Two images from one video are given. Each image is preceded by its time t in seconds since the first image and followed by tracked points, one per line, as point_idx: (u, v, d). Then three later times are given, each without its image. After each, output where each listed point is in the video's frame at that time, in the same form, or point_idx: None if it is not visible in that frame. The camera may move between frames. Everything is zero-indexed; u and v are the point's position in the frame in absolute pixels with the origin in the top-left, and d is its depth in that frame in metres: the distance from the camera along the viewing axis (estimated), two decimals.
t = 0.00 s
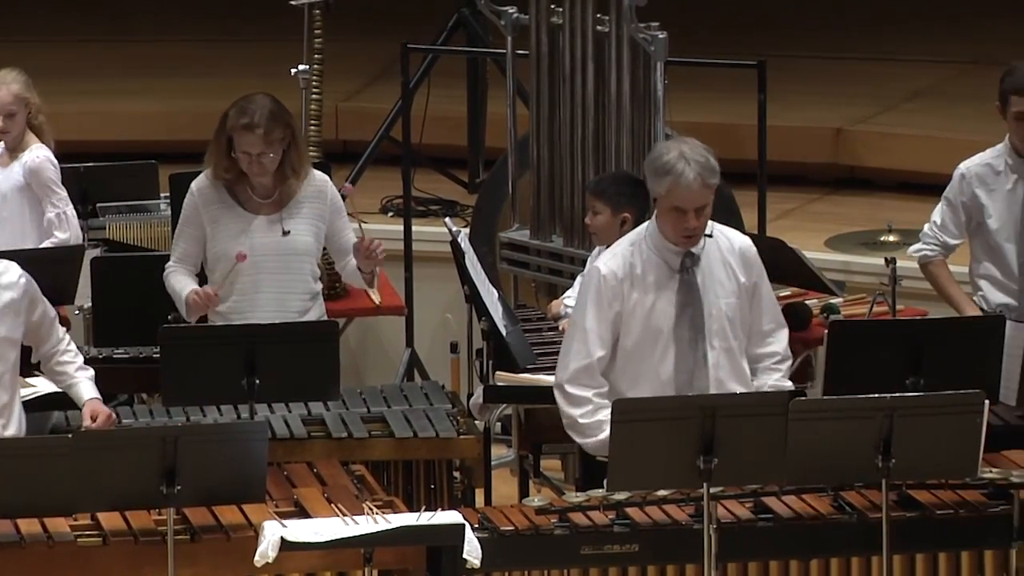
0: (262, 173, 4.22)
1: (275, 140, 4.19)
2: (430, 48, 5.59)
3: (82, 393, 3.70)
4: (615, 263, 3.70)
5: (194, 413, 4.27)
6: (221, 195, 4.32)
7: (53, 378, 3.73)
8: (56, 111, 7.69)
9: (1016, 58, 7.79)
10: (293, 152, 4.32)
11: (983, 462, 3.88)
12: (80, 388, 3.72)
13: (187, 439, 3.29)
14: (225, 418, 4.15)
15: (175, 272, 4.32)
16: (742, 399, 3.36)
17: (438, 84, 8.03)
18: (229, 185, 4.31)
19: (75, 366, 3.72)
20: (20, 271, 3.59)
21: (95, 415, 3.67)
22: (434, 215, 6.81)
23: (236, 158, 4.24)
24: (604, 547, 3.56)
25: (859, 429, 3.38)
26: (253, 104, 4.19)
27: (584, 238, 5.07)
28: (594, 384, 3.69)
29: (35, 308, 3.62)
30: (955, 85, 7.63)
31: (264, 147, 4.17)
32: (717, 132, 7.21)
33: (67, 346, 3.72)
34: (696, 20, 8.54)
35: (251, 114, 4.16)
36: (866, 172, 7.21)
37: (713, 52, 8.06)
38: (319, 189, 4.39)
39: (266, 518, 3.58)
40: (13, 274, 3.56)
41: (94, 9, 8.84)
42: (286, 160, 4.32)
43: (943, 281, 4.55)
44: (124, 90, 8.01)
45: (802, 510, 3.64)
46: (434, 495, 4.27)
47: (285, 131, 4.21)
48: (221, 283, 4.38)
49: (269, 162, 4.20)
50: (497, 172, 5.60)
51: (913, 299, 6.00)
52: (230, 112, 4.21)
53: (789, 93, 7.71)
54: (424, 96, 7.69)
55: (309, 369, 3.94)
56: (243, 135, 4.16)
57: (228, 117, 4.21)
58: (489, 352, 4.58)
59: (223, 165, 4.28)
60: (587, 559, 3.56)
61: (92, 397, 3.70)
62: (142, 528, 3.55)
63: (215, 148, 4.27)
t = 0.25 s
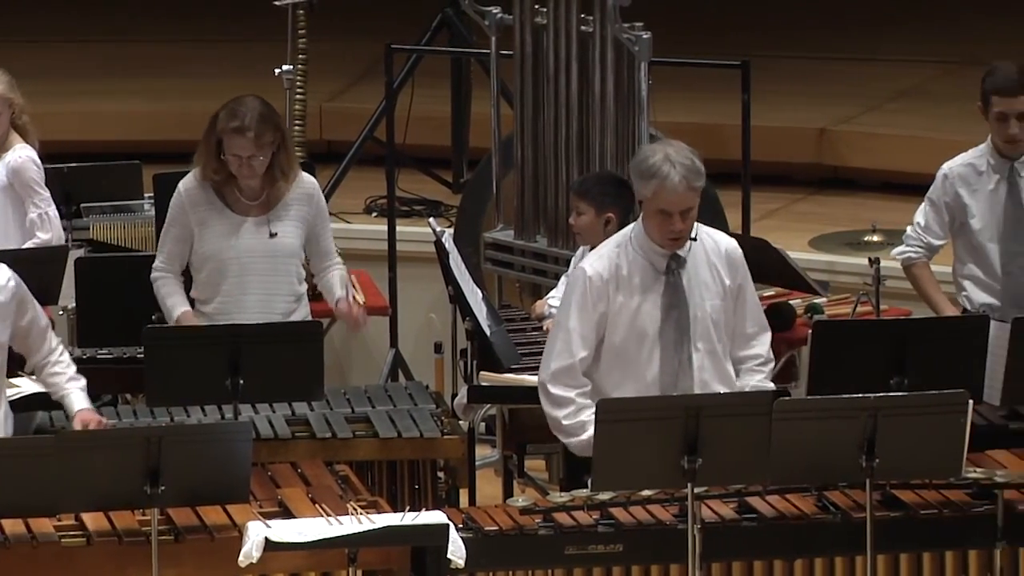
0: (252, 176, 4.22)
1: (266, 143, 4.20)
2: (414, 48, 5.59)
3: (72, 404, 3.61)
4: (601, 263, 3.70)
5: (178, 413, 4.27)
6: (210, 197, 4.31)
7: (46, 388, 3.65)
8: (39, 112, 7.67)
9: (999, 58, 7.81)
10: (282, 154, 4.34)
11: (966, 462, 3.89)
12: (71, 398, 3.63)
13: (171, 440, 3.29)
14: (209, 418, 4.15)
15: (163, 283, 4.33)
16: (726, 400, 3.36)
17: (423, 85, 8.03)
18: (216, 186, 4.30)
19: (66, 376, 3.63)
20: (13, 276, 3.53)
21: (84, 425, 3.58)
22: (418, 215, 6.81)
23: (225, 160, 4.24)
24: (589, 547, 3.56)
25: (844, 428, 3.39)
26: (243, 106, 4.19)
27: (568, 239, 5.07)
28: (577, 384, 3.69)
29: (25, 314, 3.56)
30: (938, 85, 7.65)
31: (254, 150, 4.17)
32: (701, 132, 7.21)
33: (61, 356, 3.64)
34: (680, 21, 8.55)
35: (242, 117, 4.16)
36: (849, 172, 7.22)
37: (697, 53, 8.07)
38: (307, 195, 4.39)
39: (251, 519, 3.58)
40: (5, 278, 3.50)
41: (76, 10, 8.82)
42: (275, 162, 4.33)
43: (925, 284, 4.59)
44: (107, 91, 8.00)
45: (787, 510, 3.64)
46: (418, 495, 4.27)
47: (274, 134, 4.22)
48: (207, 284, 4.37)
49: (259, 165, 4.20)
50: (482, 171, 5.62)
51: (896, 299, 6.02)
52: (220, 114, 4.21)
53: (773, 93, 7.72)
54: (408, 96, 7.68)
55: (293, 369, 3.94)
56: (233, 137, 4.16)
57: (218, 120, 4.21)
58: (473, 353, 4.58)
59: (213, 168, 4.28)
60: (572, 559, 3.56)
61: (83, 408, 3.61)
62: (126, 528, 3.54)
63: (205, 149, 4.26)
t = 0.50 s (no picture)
0: (242, 178, 4.21)
1: (255, 144, 4.18)
2: (399, 48, 5.58)
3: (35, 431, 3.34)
4: (610, 265, 3.72)
5: (162, 414, 4.26)
6: (200, 198, 4.30)
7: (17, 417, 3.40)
8: (23, 113, 7.65)
9: (983, 58, 7.83)
10: (272, 155, 4.32)
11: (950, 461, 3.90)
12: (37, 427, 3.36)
13: (156, 441, 3.29)
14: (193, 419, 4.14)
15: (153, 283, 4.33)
16: (711, 400, 3.37)
17: (408, 85, 8.03)
18: (206, 187, 4.29)
19: (36, 405, 3.37)
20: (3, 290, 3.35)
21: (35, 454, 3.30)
22: (403, 215, 6.80)
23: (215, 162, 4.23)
24: (573, 547, 3.56)
25: (828, 428, 3.38)
26: (232, 108, 4.17)
27: (553, 238, 5.07)
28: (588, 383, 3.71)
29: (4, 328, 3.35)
30: (922, 85, 7.67)
31: (244, 151, 4.15)
32: (686, 133, 7.22)
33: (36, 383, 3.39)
34: (665, 22, 8.56)
35: (232, 119, 4.13)
36: (834, 172, 7.23)
37: (683, 53, 8.08)
38: (296, 196, 4.40)
39: (236, 519, 3.57)
40: None
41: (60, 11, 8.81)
42: (265, 163, 4.32)
43: (911, 284, 4.63)
44: (91, 92, 7.98)
45: (771, 511, 3.65)
46: (403, 495, 4.26)
47: (264, 134, 4.20)
48: (199, 284, 4.36)
49: (249, 166, 4.18)
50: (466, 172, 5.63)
51: (881, 299, 6.03)
52: (210, 116, 4.19)
53: (758, 93, 7.73)
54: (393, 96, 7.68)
55: (278, 370, 3.94)
56: (224, 139, 4.14)
57: (208, 121, 4.19)
58: (458, 352, 4.58)
59: (202, 169, 4.27)
60: (556, 559, 3.56)
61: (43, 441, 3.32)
62: (111, 528, 3.54)
63: (194, 150, 4.25)
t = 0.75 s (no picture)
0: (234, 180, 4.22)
1: (247, 146, 4.20)
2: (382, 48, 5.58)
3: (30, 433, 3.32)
4: (642, 262, 3.62)
5: (145, 414, 4.26)
6: (188, 201, 4.30)
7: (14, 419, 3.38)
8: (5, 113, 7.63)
9: (966, 58, 7.84)
10: (261, 155, 4.34)
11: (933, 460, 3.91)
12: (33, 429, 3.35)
13: (139, 441, 3.28)
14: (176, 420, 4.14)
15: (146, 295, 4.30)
16: (694, 401, 3.37)
17: (390, 85, 8.02)
18: (194, 191, 4.29)
19: (32, 407, 3.36)
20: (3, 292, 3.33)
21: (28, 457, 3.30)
22: (386, 216, 6.80)
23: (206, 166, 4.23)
24: (556, 547, 3.56)
25: (811, 428, 3.39)
26: (222, 111, 4.19)
27: (535, 239, 5.08)
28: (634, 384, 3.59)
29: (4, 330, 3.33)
30: (905, 86, 7.69)
31: (237, 154, 4.17)
32: (668, 133, 7.22)
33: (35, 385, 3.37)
34: (648, 23, 8.56)
35: (225, 123, 4.15)
36: (817, 173, 7.25)
37: (666, 54, 8.08)
38: (281, 196, 4.40)
39: (219, 520, 3.57)
40: None
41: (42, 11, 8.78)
42: (254, 163, 4.33)
43: (894, 283, 4.62)
44: (73, 92, 7.96)
45: (754, 511, 3.65)
46: (386, 495, 4.26)
47: (254, 136, 4.23)
48: (189, 286, 4.35)
49: (242, 169, 4.20)
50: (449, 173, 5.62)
51: (863, 299, 6.04)
52: (200, 119, 4.20)
53: (740, 93, 7.74)
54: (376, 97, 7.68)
55: (261, 370, 3.93)
56: (216, 143, 4.15)
57: (199, 125, 4.20)
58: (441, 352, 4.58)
59: (192, 174, 4.26)
60: (539, 560, 3.56)
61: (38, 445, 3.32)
62: (94, 529, 3.53)
63: (183, 153, 4.25)
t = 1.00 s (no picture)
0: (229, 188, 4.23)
1: (245, 155, 4.21)
2: (366, 48, 5.58)
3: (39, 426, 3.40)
4: (662, 263, 3.64)
5: (130, 415, 4.25)
6: (183, 205, 4.32)
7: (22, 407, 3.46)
8: None
9: (951, 59, 7.86)
10: (256, 162, 4.34)
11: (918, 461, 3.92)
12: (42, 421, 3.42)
13: (123, 440, 3.28)
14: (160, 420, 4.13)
15: (137, 298, 4.28)
16: (678, 401, 3.37)
17: (374, 86, 8.02)
18: (189, 197, 4.31)
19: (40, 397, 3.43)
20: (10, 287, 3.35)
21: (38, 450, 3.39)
22: (370, 216, 6.79)
23: (203, 175, 4.24)
24: (541, 548, 3.56)
25: (795, 429, 3.38)
26: (220, 120, 4.19)
27: (520, 239, 5.09)
28: (661, 385, 3.59)
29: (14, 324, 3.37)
30: (889, 86, 7.70)
31: (235, 164, 4.17)
32: (653, 133, 7.22)
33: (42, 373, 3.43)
34: (632, 23, 8.57)
35: (223, 133, 4.15)
36: (802, 173, 7.26)
37: (652, 54, 8.08)
38: (272, 200, 4.42)
39: (203, 520, 3.56)
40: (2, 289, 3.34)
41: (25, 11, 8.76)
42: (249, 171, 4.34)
43: (879, 283, 4.59)
44: (58, 93, 7.94)
45: (740, 511, 3.65)
46: (370, 496, 4.26)
47: (253, 146, 4.24)
48: (181, 288, 4.37)
49: (238, 178, 4.21)
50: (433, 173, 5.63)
51: (847, 299, 6.05)
52: (196, 128, 4.21)
53: (725, 93, 7.75)
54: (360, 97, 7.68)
55: (245, 370, 3.93)
56: (216, 153, 4.15)
57: (195, 134, 4.20)
58: (425, 353, 4.57)
59: (190, 181, 4.27)
60: (523, 560, 3.56)
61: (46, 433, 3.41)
62: (78, 529, 3.52)
63: (179, 159, 4.26)
